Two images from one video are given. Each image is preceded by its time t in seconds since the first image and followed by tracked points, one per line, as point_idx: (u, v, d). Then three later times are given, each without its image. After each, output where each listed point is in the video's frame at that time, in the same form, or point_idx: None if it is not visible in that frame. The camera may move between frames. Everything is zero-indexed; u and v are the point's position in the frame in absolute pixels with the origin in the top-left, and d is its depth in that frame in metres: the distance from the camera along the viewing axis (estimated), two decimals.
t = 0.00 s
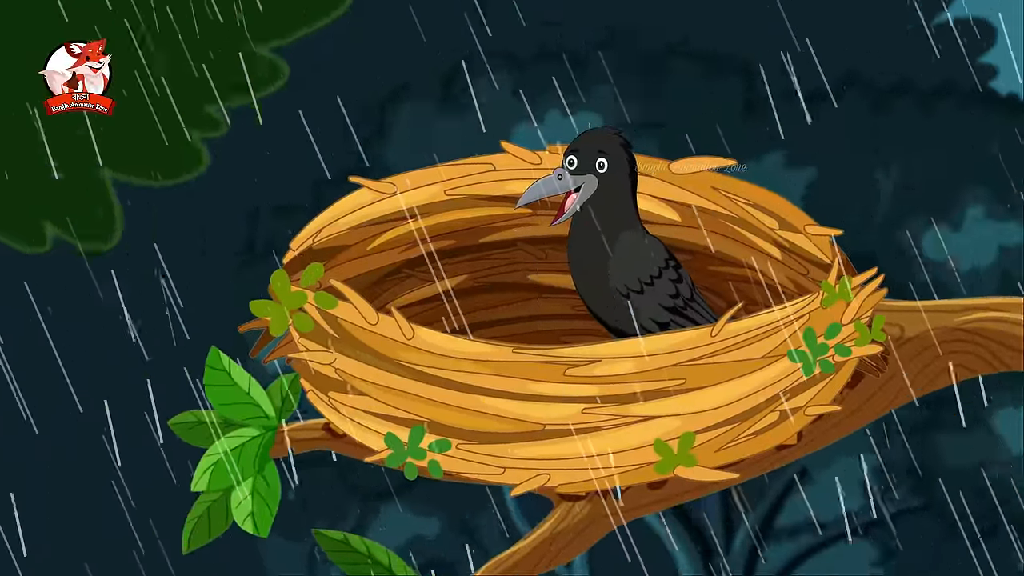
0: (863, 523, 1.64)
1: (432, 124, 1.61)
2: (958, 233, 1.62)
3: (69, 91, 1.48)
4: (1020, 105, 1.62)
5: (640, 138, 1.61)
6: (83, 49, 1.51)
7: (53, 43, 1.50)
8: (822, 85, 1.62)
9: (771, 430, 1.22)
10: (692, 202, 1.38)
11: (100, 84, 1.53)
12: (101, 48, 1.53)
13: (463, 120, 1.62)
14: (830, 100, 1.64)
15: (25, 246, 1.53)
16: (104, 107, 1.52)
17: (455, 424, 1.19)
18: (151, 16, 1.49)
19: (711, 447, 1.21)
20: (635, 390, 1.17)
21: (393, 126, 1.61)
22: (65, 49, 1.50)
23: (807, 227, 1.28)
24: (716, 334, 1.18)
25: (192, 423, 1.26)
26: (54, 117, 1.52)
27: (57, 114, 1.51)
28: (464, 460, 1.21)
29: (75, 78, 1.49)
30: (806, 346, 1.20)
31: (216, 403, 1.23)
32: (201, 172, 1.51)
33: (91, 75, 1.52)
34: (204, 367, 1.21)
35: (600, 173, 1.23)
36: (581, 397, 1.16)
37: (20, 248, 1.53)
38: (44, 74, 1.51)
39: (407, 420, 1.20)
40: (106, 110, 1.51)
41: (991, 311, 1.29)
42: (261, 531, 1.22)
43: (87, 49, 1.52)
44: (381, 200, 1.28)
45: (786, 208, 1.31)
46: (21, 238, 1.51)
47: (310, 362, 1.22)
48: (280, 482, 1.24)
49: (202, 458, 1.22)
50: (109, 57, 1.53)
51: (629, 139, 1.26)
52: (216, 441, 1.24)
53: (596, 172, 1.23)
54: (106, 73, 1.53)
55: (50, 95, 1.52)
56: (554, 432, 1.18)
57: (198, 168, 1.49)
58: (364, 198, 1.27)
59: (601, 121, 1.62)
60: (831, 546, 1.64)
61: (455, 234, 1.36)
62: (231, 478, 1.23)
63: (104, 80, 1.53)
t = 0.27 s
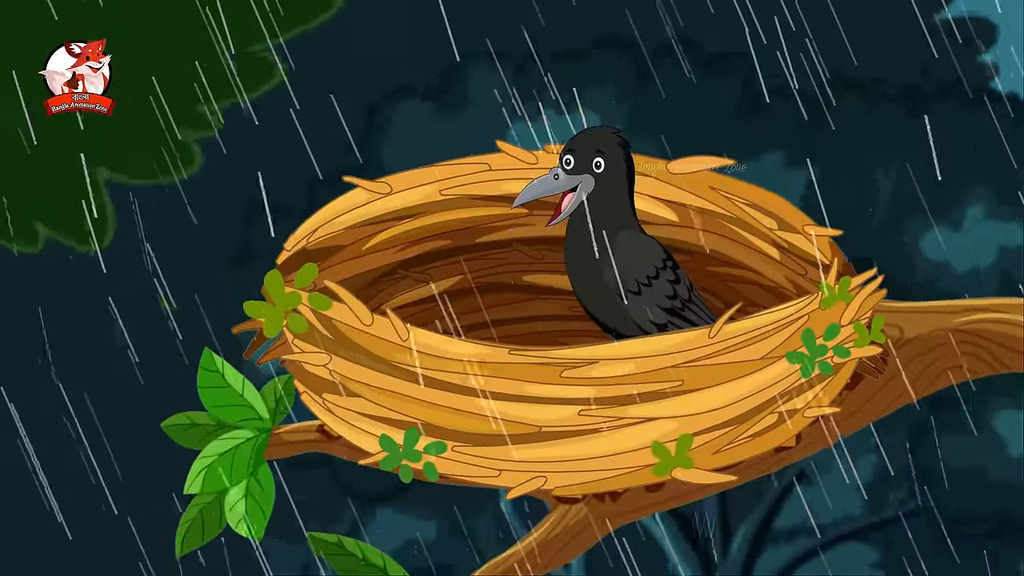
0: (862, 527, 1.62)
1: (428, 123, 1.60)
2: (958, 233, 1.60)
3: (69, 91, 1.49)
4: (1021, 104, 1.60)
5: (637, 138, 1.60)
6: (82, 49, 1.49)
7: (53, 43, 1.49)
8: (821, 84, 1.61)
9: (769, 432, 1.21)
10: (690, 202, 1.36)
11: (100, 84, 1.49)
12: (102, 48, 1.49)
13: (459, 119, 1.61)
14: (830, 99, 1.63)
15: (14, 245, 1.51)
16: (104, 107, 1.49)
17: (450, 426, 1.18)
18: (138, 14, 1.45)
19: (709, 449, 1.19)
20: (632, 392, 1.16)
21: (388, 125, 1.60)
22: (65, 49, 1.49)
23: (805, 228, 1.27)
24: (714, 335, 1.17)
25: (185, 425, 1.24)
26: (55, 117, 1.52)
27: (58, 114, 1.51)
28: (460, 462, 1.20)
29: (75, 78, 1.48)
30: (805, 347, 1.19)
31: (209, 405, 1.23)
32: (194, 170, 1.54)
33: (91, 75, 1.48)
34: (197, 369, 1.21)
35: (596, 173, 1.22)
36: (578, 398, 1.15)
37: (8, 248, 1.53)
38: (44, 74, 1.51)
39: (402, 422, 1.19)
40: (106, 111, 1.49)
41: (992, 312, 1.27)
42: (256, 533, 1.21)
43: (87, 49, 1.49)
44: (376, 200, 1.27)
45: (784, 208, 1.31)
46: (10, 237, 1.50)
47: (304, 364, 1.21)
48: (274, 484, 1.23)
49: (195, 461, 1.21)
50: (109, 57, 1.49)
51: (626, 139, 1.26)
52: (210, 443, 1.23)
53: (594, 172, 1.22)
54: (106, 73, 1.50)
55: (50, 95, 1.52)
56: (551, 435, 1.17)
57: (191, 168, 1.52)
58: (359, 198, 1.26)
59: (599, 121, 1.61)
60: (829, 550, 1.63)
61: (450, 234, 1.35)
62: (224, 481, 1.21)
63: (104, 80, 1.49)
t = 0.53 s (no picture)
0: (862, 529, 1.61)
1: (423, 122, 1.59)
2: (958, 233, 1.60)
3: (69, 91, 1.46)
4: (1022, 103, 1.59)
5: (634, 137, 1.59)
6: (82, 49, 1.49)
7: (54, 43, 1.48)
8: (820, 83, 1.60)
9: (767, 434, 1.20)
10: (687, 202, 1.35)
11: (100, 84, 1.49)
12: (101, 48, 1.49)
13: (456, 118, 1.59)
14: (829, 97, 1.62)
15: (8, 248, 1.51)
16: (104, 107, 1.49)
17: (446, 428, 1.17)
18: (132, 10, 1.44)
19: (707, 451, 1.19)
20: (629, 393, 1.14)
21: (382, 123, 1.59)
22: (65, 49, 1.48)
23: (804, 228, 1.27)
24: (712, 336, 1.15)
25: (178, 427, 1.22)
26: (54, 118, 1.50)
27: (58, 114, 1.49)
28: (455, 464, 1.19)
29: (74, 78, 1.46)
30: (804, 349, 1.18)
31: (202, 407, 1.21)
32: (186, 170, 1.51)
33: (91, 75, 1.48)
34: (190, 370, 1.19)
35: (593, 173, 1.21)
36: (575, 400, 1.14)
37: None
38: (44, 74, 1.48)
39: (398, 424, 1.18)
40: (106, 111, 1.48)
41: (992, 313, 1.26)
42: (249, 536, 1.20)
43: (87, 49, 1.49)
44: (371, 199, 1.27)
45: (782, 208, 1.30)
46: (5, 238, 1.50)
47: (298, 365, 1.20)
48: (268, 486, 1.22)
49: (188, 463, 1.20)
50: (108, 57, 1.48)
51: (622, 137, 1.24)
52: (202, 445, 1.22)
53: (590, 171, 1.21)
54: (106, 73, 1.49)
55: (50, 95, 1.50)
56: (547, 437, 1.15)
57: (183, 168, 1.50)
58: (354, 198, 1.25)
59: (596, 120, 1.60)
60: (828, 552, 1.61)
61: (445, 234, 1.34)
62: (218, 484, 1.20)
63: (104, 80, 1.49)
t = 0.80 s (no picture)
0: (862, 532, 1.60)
1: (418, 121, 1.58)
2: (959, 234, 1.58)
3: (69, 91, 1.48)
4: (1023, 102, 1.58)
5: (632, 136, 1.58)
6: (83, 49, 1.49)
7: (54, 43, 1.50)
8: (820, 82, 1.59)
9: (766, 436, 1.19)
10: (685, 201, 1.34)
11: (99, 84, 1.48)
12: (101, 48, 1.48)
13: (453, 117, 1.58)
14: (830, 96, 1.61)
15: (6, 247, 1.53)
16: (104, 107, 1.48)
17: (442, 430, 1.16)
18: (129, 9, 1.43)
19: (704, 453, 1.18)
20: (626, 395, 1.13)
21: (378, 123, 1.58)
22: (65, 49, 1.49)
23: (803, 228, 1.25)
24: (709, 337, 1.14)
25: (171, 429, 1.22)
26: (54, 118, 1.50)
27: (57, 114, 1.50)
28: (451, 467, 1.18)
29: (74, 78, 1.48)
30: (802, 350, 1.17)
31: (195, 409, 1.21)
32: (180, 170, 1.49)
33: (91, 75, 1.48)
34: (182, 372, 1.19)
35: (590, 173, 1.20)
36: (571, 402, 1.13)
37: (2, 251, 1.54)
38: (43, 73, 1.50)
39: (393, 426, 1.17)
40: (106, 111, 1.47)
41: (992, 314, 1.25)
42: (243, 539, 1.19)
43: (87, 49, 1.49)
44: (366, 199, 1.25)
45: (781, 208, 1.28)
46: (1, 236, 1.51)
47: (292, 367, 1.19)
48: (262, 489, 1.21)
49: (181, 466, 1.19)
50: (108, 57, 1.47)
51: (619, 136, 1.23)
52: (196, 447, 1.21)
53: (587, 171, 1.20)
54: (106, 73, 1.47)
55: (50, 95, 1.51)
56: (544, 439, 1.14)
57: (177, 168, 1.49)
58: (348, 198, 1.24)
59: (594, 119, 1.58)
60: (828, 555, 1.60)
61: (441, 235, 1.33)
62: (211, 486, 1.19)
63: (104, 80, 1.47)
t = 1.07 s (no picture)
0: (861, 535, 1.59)
1: (414, 121, 1.57)
2: (959, 234, 1.57)
3: (69, 91, 1.45)
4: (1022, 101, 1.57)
5: (628, 136, 1.57)
6: (83, 49, 1.46)
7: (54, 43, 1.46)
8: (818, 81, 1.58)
9: (764, 439, 1.18)
10: (683, 201, 1.33)
11: (100, 85, 1.45)
12: (102, 48, 1.46)
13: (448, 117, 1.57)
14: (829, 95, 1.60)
15: None
16: (104, 107, 1.46)
17: (437, 432, 1.14)
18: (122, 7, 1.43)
19: (702, 456, 1.16)
20: (623, 397, 1.12)
21: (373, 122, 1.57)
22: (65, 49, 1.46)
23: (801, 228, 1.23)
24: (707, 339, 1.13)
25: (164, 432, 1.20)
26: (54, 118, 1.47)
27: (57, 115, 1.46)
28: (446, 469, 1.17)
29: (74, 78, 1.44)
30: (801, 351, 1.16)
31: (189, 411, 1.20)
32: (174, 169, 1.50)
33: (92, 75, 1.44)
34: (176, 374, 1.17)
35: (586, 172, 1.19)
36: (568, 404, 1.12)
37: None
38: (44, 73, 1.46)
39: (387, 428, 1.16)
40: (106, 111, 1.46)
41: (992, 315, 1.24)
42: (236, 542, 1.19)
43: (88, 49, 1.46)
44: (360, 200, 1.24)
45: (779, 207, 1.27)
46: None
47: (286, 368, 1.18)
48: (255, 491, 1.20)
49: (174, 468, 1.17)
50: (109, 57, 1.45)
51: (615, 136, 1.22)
52: (189, 449, 1.19)
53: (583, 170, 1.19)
54: (107, 73, 1.45)
55: (50, 95, 1.47)
56: (540, 441, 1.13)
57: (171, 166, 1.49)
58: (343, 198, 1.22)
59: (591, 118, 1.57)
60: (826, 558, 1.59)
61: (436, 235, 1.32)
62: (204, 489, 1.18)
63: (105, 80, 1.45)
